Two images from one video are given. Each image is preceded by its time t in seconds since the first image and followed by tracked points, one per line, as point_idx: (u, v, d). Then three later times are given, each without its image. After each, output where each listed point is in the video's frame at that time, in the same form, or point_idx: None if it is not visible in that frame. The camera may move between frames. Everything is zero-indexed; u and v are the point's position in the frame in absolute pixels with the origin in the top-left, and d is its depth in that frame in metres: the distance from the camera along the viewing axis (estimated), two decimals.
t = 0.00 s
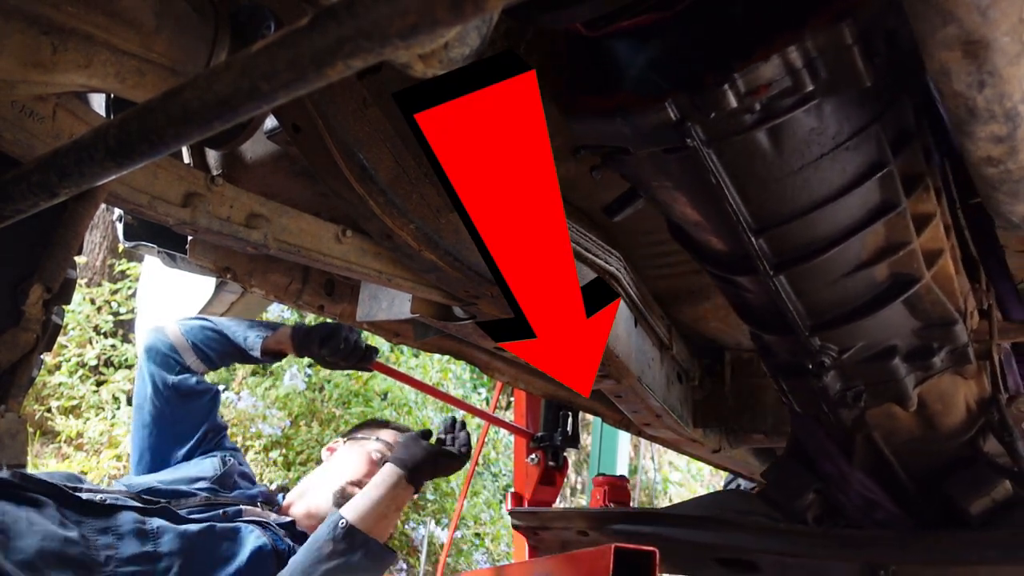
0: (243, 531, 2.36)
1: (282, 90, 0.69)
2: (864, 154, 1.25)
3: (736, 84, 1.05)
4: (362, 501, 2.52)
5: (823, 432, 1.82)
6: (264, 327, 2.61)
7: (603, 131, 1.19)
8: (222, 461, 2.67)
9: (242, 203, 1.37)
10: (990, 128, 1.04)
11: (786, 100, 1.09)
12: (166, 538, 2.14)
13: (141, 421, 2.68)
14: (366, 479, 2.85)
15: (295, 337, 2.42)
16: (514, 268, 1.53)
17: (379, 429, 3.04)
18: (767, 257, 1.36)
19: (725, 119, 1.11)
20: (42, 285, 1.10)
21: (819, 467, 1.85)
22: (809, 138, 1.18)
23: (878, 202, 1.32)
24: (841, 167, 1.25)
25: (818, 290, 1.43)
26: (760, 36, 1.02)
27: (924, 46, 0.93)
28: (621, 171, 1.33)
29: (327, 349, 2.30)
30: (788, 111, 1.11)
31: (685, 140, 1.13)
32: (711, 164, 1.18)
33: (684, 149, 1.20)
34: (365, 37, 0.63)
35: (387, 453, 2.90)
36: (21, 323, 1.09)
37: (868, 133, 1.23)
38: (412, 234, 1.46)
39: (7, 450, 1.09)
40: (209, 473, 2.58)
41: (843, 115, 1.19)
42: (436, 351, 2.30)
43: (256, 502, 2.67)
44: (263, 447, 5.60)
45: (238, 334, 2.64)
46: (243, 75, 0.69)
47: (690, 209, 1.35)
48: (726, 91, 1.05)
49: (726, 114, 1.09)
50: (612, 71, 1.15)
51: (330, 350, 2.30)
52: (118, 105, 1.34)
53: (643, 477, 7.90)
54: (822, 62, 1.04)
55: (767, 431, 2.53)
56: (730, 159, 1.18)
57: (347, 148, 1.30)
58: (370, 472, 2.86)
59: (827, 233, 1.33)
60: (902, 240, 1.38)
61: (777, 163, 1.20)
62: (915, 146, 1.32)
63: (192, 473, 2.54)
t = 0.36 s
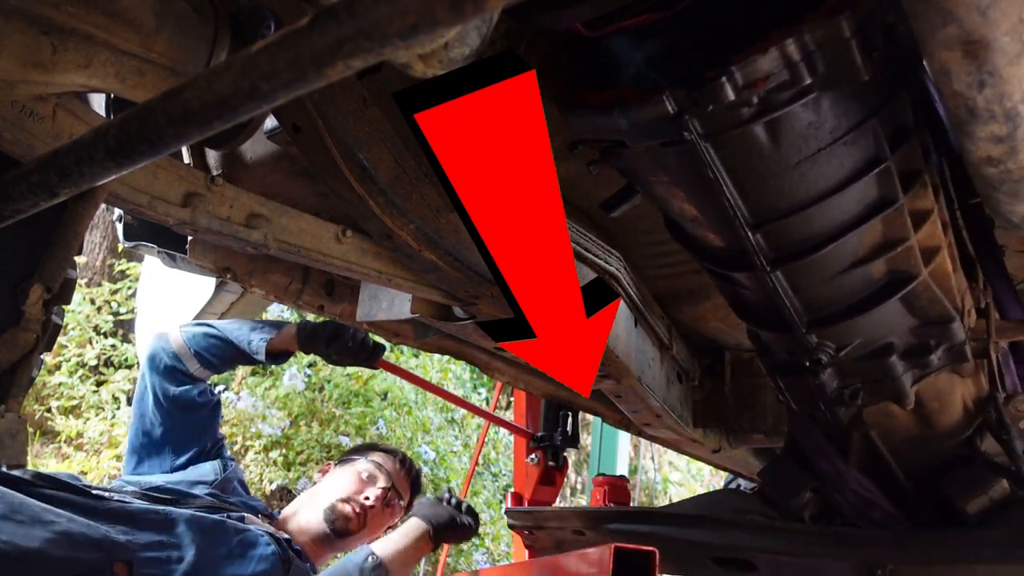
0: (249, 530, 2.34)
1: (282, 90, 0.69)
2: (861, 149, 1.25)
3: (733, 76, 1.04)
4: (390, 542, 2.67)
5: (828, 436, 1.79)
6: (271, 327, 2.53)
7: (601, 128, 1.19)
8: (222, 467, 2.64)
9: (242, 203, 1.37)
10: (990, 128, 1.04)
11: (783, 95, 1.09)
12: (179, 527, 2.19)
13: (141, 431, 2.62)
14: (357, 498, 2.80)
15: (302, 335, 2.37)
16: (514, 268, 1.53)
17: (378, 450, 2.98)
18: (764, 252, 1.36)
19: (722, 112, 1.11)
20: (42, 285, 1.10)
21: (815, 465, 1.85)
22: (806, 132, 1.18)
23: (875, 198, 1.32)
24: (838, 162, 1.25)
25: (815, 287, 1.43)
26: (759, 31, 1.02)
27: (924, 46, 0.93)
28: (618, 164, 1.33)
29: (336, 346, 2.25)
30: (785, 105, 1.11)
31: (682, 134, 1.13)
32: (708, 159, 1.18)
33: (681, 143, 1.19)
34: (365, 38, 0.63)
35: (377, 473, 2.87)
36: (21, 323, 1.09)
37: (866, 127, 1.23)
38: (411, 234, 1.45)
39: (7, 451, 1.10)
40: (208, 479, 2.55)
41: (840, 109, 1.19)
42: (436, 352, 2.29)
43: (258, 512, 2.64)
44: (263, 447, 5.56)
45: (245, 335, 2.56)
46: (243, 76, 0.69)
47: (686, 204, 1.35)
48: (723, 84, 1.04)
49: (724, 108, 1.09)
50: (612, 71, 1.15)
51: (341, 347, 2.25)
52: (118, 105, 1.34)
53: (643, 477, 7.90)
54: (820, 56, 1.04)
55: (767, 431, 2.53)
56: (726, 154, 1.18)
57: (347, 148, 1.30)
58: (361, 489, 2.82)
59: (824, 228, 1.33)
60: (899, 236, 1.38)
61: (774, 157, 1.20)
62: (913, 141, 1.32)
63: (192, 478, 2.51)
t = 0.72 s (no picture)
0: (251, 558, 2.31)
1: (282, 90, 0.69)
2: (861, 147, 1.25)
3: (732, 75, 1.04)
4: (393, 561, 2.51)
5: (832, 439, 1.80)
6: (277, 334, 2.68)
7: (601, 126, 1.19)
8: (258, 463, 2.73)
9: (242, 203, 1.37)
10: (990, 128, 1.04)
11: (783, 92, 1.09)
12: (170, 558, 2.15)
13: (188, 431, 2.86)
14: (396, 498, 2.94)
15: (315, 348, 2.39)
16: (514, 268, 1.54)
17: (430, 450, 3.16)
18: (764, 250, 1.36)
19: (722, 111, 1.11)
20: (42, 285, 1.10)
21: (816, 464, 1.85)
22: (806, 130, 1.18)
23: (875, 196, 1.32)
24: (838, 159, 1.25)
25: (815, 286, 1.43)
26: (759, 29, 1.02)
27: (924, 46, 0.93)
28: (617, 164, 1.33)
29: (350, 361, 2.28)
30: (784, 103, 1.11)
31: (682, 132, 1.13)
32: (708, 157, 1.18)
33: (681, 141, 1.19)
34: (365, 37, 0.63)
35: (421, 471, 3.02)
36: (21, 323, 1.09)
37: (866, 125, 1.23)
38: (411, 234, 1.45)
39: (7, 450, 1.03)
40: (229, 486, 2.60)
41: (840, 107, 1.19)
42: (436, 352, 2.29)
43: (279, 524, 2.66)
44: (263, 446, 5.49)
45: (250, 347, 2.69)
46: (242, 76, 0.69)
47: (686, 203, 1.35)
48: (722, 82, 1.05)
49: (723, 106, 1.09)
50: (612, 70, 1.15)
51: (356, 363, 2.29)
52: (118, 105, 1.34)
53: (643, 477, 7.90)
54: (820, 54, 1.05)
55: (767, 431, 2.52)
56: (725, 152, 1.18)
57: (347, 148, 1.30)
58: (402, 489, 2.96)
59: (824, 227, 1.33)
60: (900, 234, 1.38)
61: (774, 155, 1.20)
62: (913, 138, 1.32)
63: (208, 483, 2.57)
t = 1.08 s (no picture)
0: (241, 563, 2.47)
1: (283, 91, 0.69)
2: (861, 145, 1.25)
3: (731, 72, 1.02)
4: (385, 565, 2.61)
5: (836, 438, 1.84)
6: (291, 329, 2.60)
7: (602, 126, 1.19)
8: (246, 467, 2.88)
9: (242, 203, 1.37)
10: (990, 128, 1.04)
11: (781, 91, 1.09)
12: None
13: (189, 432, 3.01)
14: (372, 479, 2.94)
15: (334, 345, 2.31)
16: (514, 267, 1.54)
17: (397, 426, 3.11)
18: (765, 249, 1.36)
19: (722, 109, 1.11)
20: (42, 284, 1.09)
21: (817, 463, 1.84)
22: (807, 128, 1.18)
23: (876, 195, 1.32)
24: (838, 157, 1.25)
25: (816, 285, 1.43)
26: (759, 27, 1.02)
27: (924, 46, 0.93)
28: (618, 164, 1.33)
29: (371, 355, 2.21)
30: (784, 101, 1.11)
31: (682, 130, 1.13)
32: (708, 156, 1.18)
33: (680, 140, 1.19)
34: (365, 37, 0.64)
35: (393, 449, 3.00)
36: (22, 323, 1.08)
37: (866, 123, 1.23)
38: (412, 234, 1.43)
39: (6, 450, 1.08)
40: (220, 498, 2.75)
41: (840, 105, 1.19)
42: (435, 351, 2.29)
43: (269, 522, 2.78)
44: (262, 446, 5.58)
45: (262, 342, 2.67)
46: (242, 75, 0.69)
47: (687, 202, 1.35)
48: (722, 80, 1.02)
49: (723, 104, 1.10)
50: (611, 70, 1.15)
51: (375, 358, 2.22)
52: (118, 105, 1.34)
53: (643, 477, 7.89)
54: (820, 51, 1.03)
55: (768, 431, 2.52)
56: (725, 150, 1.18)
57: (347, 148, 1.30)
58: (376, 469, 2.95)
59: (825, 225, 1.33)
60: (901, 232, 1.37)
61: (774, 153, 1.21)
62: (914, 136, 1.32)
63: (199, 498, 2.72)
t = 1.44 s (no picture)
0: None
1: (282, 91, 0.69)
2: (862, 142, 1.25)
3: (731, 69, 1.03)
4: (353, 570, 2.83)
5: (838, 438, 1.82)
6: (256, 354, 2.47)
7: (602, 125, 1.19)
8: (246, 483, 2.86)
9: (242, 203, 1.37)
10: (990, 128, 1.04)
11: (781, 88, 1.10)
12: None
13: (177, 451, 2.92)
14: (372, 499, 3.03)
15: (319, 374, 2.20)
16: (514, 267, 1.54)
17: (387, 446, 3.17)
18: (766, 248, 1.36)
19: (722, 106, 1.12)
20: (42, 284, 1.09)
21: (820, 463, 1.85)
22: (806, 125, 1.19)
23: (877, 192, 1.32)
24: (838, 155, 1.25)
25: (817, 283, 1.42)
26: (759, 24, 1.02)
27: (924, 46, 0.93)
28: (618, 163, 1.33)
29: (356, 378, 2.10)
30: (784, 98, 1.12)
31: (682, 128, 1.14)
32: (708, 154, 1.18)
33: (680, 137, 1.20)
34: (365, 37, 0.64)
35: (391, 472, 3.09)
36: (22, 323, 1.08)
37: (866, 121, 1.23)
38: (411, 234, 1.43)
39: (7, 450, 1.03)
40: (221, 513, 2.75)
41: (840, 102, 1.19)
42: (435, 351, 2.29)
43: (274, 539, 2.88)
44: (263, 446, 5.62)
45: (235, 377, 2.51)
46: (242, 75, 0.69)
47: (687, 201, 1.35)
48: (721, 77, 1.03)
49: (723, 101, 1.10)
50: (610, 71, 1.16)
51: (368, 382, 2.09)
52: (118, 105, 1.34)
53: (643, 477, 7.90)
54: (820, 47, 1.03)
55: (767, 430, 2.52)
56: (725, 148, 1.18)
57: (347, 148, 1.30)
58: (374, 490, 3.05)
59: (826, 223, 1.33)
60: (902, 230, 1.37)
61: (775, 150, 1.21)
62: (914, 134, 1.32)
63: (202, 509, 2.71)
